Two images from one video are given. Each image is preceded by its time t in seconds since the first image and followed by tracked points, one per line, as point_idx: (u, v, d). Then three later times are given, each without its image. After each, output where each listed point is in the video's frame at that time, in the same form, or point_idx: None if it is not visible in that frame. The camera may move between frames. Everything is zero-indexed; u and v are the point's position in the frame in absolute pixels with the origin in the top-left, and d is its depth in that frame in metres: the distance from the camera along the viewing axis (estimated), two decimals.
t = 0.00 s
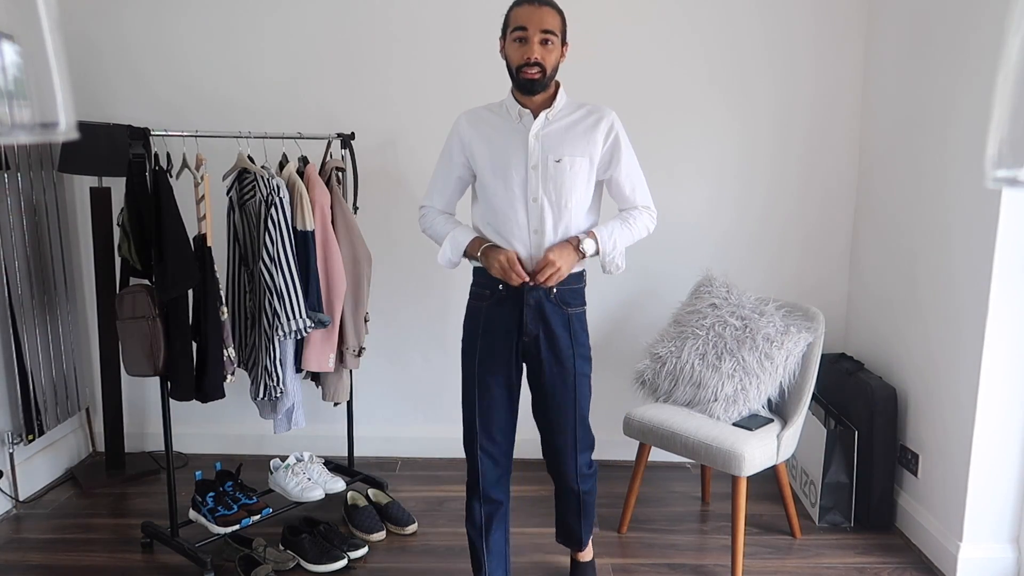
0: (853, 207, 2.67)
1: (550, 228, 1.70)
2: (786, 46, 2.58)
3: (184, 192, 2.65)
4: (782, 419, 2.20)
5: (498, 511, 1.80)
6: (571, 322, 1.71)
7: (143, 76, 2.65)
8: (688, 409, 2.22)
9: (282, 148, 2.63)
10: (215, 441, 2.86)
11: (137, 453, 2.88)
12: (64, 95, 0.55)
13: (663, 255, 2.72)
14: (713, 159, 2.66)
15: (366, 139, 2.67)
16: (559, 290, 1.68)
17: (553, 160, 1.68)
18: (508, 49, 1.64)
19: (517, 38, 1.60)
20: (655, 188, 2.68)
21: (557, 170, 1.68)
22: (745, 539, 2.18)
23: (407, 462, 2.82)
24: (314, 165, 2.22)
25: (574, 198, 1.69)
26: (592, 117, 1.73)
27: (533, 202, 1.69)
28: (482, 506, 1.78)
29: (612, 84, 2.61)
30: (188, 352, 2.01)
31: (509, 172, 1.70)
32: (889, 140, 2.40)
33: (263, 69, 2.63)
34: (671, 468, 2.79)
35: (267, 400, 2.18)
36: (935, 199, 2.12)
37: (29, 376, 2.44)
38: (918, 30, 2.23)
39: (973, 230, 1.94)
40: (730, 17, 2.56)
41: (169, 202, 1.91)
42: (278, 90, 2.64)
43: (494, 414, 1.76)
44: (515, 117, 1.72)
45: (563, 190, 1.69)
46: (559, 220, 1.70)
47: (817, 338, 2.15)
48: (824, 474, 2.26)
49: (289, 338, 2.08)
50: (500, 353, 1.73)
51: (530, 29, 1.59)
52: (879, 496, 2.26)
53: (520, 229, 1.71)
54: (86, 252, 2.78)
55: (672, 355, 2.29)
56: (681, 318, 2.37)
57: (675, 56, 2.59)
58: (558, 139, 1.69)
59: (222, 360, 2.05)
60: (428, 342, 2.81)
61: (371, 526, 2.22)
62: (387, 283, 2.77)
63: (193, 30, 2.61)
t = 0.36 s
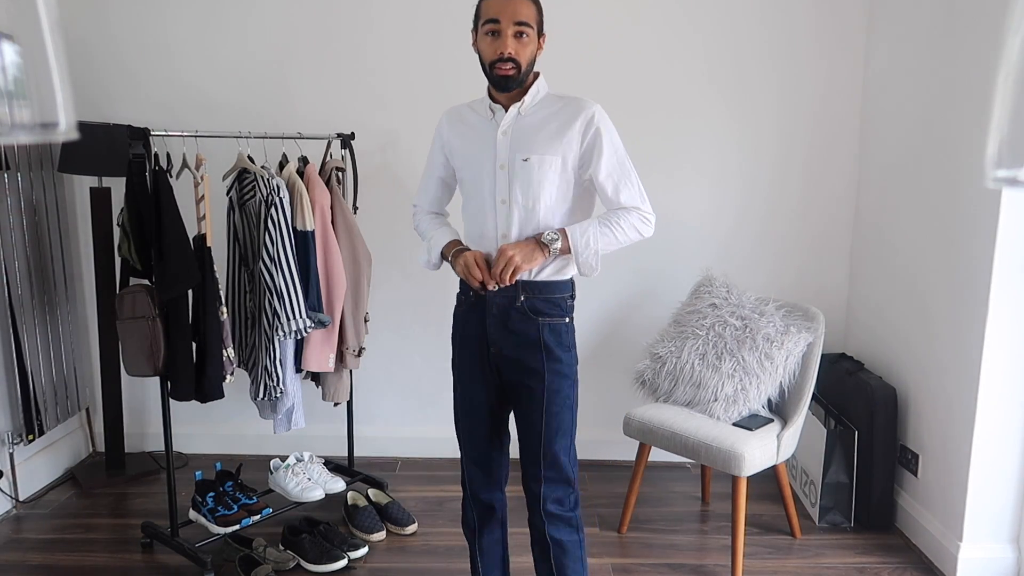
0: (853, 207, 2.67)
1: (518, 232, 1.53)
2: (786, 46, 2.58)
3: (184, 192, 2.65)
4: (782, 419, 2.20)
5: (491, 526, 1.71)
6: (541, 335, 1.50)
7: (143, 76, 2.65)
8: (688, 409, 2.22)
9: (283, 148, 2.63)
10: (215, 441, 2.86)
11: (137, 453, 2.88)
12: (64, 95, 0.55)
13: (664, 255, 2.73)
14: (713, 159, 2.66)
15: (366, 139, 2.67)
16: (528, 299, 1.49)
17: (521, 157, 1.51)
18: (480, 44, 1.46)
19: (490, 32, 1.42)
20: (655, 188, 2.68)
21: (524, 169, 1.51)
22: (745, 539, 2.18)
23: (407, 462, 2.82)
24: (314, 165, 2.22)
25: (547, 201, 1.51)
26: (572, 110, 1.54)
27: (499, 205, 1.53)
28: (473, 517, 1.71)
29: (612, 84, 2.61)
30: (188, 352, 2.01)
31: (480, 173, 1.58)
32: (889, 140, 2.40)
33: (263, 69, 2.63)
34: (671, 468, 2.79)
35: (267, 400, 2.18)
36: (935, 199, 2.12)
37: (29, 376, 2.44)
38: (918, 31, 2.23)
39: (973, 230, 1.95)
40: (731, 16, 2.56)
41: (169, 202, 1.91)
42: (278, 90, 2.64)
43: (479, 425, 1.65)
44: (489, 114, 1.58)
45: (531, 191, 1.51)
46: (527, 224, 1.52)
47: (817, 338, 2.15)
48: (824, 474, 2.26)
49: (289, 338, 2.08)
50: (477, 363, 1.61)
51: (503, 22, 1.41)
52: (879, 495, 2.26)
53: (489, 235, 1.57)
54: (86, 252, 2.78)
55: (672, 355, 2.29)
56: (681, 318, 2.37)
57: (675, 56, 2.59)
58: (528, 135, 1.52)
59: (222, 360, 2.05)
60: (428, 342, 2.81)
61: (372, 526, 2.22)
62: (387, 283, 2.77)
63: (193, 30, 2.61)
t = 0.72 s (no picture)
0: (853, 207, 2.67)
1: (512, 235, 1.43)
2: (785, 46, 2.58)
3: (184, 191, 2.65)
4: (782, 419, 2.20)
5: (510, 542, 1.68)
6: (534, 346, 1.41)
7: (142, 76, 2.65)
8: (688, 409, 2.22)
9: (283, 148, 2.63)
10: (215, 441, 2.86)
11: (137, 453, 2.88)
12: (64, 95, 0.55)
13: (664, 255, 2.73)
14: (713, 158, 2.66)
15: (366, 139, 2.67)
16: (522, 308, 1.41)
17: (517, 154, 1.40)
18: (486, 35, 1.36)
19: (494, 22, 1.32)
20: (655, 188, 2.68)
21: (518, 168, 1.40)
22: (745, 539, 2.18)
23: (407, 462, 2.82)
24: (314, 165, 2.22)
25: (546, 198, 1.38)
26: (580, 98, 1.37)
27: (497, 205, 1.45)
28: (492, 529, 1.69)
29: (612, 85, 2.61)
30: (188, 352, 2.01)
31: (488, 170, 1.51)
32: (889, 141, 2.40)
33: (263, 69, 2.63)
34: (671, 468, 2.79)
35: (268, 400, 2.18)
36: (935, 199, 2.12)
37: (29, 376, 2.44)
38: (918, 31, 2.23)
39: (972, 230, 1.95)
40: (730, 16, 2.56)
41: (169, 202, 1.91)
42: (278, 89, 2.64)
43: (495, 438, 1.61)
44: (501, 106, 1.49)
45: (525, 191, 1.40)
46: (522, 226, 1.42)
47: (817, 338, 2.15)
48: (824, 474, 2.26)
49: (289, 338, 2.08)
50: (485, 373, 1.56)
51: (508, 10, 1.30)
52: (879, 496, 2.26)
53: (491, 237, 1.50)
54: (86, 253, 2.78)
55: (672, 355, 2.29)
56: (681, 318, 2.37)
57: (674, 56, 2.59)
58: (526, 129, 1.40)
59: (222, 360, 2.05)
60: (428, 342, 2.81)
61: (371, 526, 2.22)
62: (387, 283, 2.77)
63: (193, 29, 2.61)
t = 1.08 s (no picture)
0: (853, 207, 2.67)
1: (533, 237, 1.44)
2: (785, 46, 2.58)
3: (184, 191, 2.65)
4: (782, 419, 2.20)
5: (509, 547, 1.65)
6: (556, 352, 1.42)
7: (142, 76, 2.65)
8: (688, 409, 2.22)
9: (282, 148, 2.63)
10: (215, 441, 2.86)
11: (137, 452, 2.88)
12: (63, 95, 0.55)
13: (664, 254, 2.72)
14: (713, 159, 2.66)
15: (366, 139, 2.67)
16: (546, 313, 1.42)
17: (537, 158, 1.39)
18: (508, 33, 1.36)
19: (517, 19, 1.32)
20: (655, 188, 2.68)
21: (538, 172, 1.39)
22: (745, 539, 2.18)
23: (407, 462, 2.82)
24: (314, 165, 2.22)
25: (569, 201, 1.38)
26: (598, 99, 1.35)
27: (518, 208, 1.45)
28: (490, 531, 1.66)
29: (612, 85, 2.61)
30: (188, 352, 2.01)
31: (506, 172, 1.50)
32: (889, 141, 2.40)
33: (262, 69, 2.63)
34: (671, 468, 2.79)
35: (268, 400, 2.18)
36: (935, 199, 2.12)
37: (29, 376, 2.44)
38: (918, 30, 2.23)
39: (972, 230, 1.95)
40: (730, 16, 2.56)
41: (170, 202, 1.90)
42: (278, 89, 2.64)
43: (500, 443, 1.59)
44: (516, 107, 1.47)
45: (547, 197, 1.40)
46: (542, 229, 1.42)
47: (817, 338, 2.15)
48: (824, 474, 2.26)
49: (289, 338, 2.08)
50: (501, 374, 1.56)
51: (532, 8, 1.31)
52: (879, 496, 2.26)
53: (511, 238, 1.50)
54: (86, 253, 2.78)
55: (672, 355, 2.29)
56: (681, 318, 2.37)
57: (673, 56, 2.59)
58: (544, 132, 1.39)
59: (222, 360, 2.05)
60: (428, 342, 2.80)
61: (371, 526, 2.22)
62: (387, 283, 2.77)
63: (193, 29, 2.61)
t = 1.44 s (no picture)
0: (853, 206, 2.67)
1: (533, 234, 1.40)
2: (785, 46, 2.58)
3: (184, 191, 2.65)
4: (782, 420, 2.20)
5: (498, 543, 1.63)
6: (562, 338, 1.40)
7: (142, 75, 2.65)
8: (688, 409, 2.21)
9: (283, 148, 2.63)
10: (216, 441, 2.86)
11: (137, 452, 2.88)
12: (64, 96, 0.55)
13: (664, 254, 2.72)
14: (713, 158, 2.66)
15: (366, 139, 2.67)
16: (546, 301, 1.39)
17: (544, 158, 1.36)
18: (505, 32, 1.34)
19: (517, 19, 1.31)
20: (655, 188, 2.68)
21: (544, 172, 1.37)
22: (745, 539, 2.18)
23: (407, 461, 2.82)
24: (314, 164, 2.22)
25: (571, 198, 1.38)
26: (593, 102, 1.38)
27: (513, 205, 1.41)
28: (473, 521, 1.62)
29: (612, 84, 2.61)
30: (188, 351, 2.01)
31: (490, 171, 1.46)
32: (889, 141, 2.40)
33: (262, 68, 2.63)
34: (671, 468, 2.79)
35: (268, 400, 2.18)
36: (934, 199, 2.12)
37: (29, 376, 2.44)
38: (917, 30, 2.23)
39: (971, 230, 1.95)
40: (729, 15, 2.56)
41: (170, 202, 1.90)
42: (278, 89, 2.64)
43: (499, 437, 1.55)
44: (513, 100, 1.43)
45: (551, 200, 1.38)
46: (539, 229, 1.39)
47: (817, 338, 2.15)
48: (824, 474, 2.26)
49: (289, 338, 2.08)
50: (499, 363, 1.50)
51: (533, 10, 1.30)
52: (879, 496, 2.26)
53: (503, 237, 1.45)
54: (87, 253, 2.78)
55: (672, 355, 2.29)
56: (681, 318, 2.37)
57: (673, 55, 2.59)
58: (540, 131, 1.38)
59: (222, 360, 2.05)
60: (428, 341, 2.80)
61: (372, 525, 2.22)
62: (387, 283, 2.77)
63: (193, 29, 2.61)
